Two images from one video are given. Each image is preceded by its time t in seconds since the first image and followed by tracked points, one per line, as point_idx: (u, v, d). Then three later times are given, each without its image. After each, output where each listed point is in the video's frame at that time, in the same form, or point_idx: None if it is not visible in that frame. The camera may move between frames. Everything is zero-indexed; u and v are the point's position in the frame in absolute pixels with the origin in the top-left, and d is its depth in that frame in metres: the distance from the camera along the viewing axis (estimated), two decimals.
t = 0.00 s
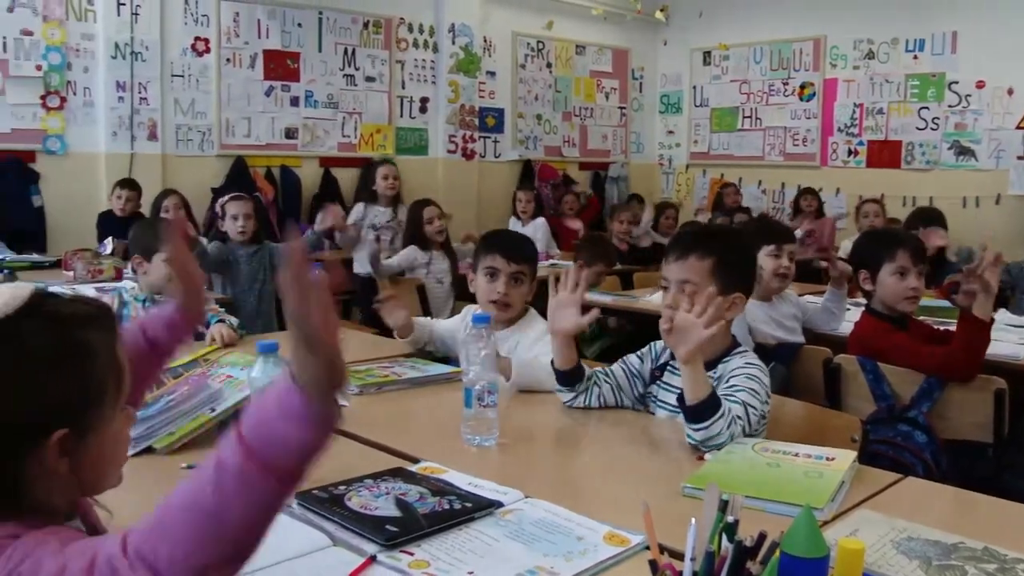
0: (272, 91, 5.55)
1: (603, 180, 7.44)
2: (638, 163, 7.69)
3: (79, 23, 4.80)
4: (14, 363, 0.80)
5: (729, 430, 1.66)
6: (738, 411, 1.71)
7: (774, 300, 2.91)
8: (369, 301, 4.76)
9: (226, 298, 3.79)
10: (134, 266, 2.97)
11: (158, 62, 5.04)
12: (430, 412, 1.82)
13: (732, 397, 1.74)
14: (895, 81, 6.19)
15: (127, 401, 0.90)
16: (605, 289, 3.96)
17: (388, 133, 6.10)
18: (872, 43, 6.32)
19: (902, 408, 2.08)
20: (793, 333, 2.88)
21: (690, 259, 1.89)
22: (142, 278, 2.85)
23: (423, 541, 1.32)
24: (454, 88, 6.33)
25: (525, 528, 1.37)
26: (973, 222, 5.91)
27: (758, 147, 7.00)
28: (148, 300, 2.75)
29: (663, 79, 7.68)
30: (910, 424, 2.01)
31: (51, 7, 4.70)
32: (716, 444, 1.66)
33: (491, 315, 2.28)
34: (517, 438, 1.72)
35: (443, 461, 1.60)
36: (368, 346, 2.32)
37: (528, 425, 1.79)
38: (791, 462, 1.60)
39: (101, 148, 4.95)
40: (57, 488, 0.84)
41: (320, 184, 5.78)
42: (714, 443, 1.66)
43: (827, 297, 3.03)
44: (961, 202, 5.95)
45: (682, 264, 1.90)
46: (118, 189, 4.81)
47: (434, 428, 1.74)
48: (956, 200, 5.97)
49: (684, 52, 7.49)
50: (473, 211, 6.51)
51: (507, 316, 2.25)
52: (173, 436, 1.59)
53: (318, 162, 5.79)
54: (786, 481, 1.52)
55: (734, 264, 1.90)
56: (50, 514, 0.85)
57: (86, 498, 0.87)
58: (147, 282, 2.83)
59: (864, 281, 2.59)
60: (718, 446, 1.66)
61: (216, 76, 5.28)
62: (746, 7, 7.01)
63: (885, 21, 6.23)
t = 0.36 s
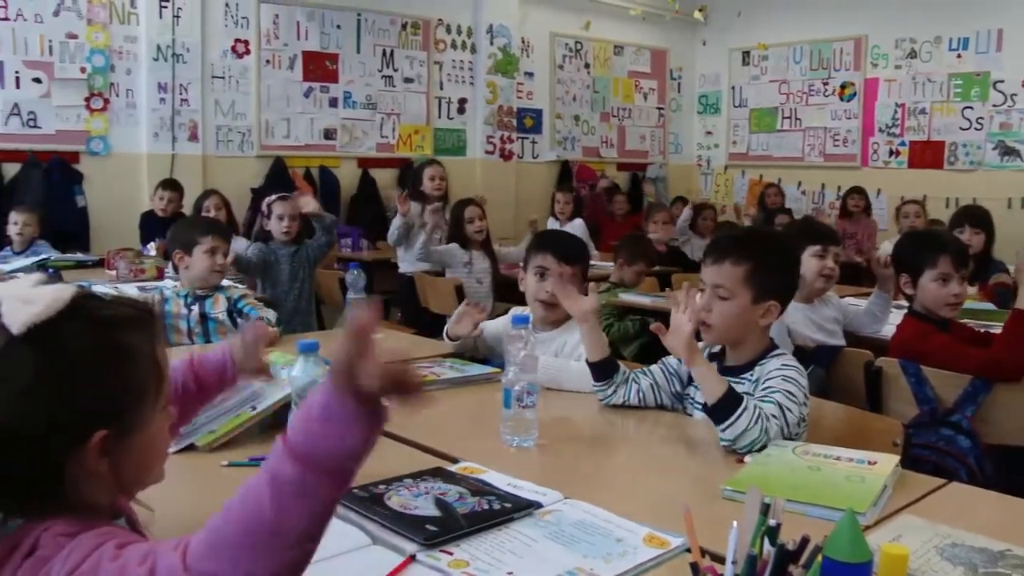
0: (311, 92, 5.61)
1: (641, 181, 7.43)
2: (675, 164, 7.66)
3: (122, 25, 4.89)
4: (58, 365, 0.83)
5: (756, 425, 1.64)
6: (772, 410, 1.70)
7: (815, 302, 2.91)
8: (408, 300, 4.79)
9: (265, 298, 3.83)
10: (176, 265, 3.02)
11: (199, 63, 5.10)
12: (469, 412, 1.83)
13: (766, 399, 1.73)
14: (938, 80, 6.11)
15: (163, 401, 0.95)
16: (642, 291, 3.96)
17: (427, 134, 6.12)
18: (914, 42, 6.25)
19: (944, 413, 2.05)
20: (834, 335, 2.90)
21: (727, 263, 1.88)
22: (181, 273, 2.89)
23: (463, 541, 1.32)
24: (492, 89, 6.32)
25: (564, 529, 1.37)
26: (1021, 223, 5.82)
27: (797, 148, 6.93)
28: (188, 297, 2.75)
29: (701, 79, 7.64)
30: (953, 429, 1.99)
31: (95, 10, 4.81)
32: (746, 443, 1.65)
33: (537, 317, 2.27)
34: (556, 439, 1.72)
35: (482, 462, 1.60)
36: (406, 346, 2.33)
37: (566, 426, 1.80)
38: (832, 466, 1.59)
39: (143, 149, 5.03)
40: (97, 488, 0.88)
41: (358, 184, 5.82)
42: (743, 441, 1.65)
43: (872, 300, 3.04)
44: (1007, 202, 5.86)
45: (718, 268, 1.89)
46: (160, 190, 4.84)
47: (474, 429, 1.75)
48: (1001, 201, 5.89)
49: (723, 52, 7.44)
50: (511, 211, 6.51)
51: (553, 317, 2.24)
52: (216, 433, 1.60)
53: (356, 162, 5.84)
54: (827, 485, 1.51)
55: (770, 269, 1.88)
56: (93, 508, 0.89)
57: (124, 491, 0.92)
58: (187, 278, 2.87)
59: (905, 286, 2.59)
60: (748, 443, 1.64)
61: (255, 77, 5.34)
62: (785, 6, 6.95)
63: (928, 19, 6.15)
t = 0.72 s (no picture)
0: (356, 93, 5.65)
1: (684, 182, 7.39)
2: (719, 165, 7.61)
3: (170, 28, 4.98)
4: (121, 372, 0.85)
5: (748, 415, 1.67)
6: (776, 403, 1.71)
7: (858, 303, 2.90)
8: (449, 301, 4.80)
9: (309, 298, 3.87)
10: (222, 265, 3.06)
11: (245, 65, 5.16)
12: (512, 413, 1.84)
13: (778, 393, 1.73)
14: (989, 79, 5.99)
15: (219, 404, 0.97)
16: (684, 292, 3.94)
17: (470, 135, 6.14)
18: (965, 40, 6.12)
19: (995, 417, 2.01)
20: (880, 338, 2.87)
21: (767, 264, 1.85)
22: (224, 268, 2.93)
23: (505, 541, 1.33)
24: (536, 89, 6.32)
25: (608, 531, 1.36)
26: None
27: (843, 148, 6.85)
28: (237, 293, 2.83)
29: (746, 79, 7.57)
30: (1004, 435, 1.95)
31: (144, 14, 4.90)
32: (741, 434, 1.68)
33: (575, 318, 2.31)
34: (599, 441, 1.72)
35: (525, 462, 1.60)
36: (449, 346, 2.34)
37: (608, 427, 1.80)
38: (879, 471, 1.57)
39: (190, 149, 5.10)
40: (156, 493, 0.90)
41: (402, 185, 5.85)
42: (738, 433, 1.68)
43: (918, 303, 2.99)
44: None
45: (760, 270, 1.86)
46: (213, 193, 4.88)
47: (516, 429, 1.76)
48: None
49: (768, 52, 7.37)
50: (553, 212, 6.50)
51: (588, 320, 2.28)
52: (259, 431, 1.62)
53: (400, 163, 5.87)
54: (873, 490, 1.49)
55: (811, 270, 1.84)
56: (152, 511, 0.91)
57: (183, 494, 0.94)
58: (231, 274, 2.92)
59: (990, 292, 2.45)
60: (740, 433, 1.67)
61: (300, 79, 5.40)
62: (832, 5, 6.86)
63: (979, 15, 6.03)
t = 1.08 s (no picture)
0: (385, 93, 5.67)
1: (713, 182, 7.37)
2: (749, 166, 7.57)
3: (202, 29, 5.04)
4: (159, 369, 0.87)
5: (786, 420, 1.66)
6: (813, 407, 1.69)
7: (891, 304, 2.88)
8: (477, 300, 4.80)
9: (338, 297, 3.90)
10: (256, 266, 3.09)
11: (275, 66, 5.20)
12: (541, 413, 1.84)
13: (814, 396, 1.72)
14: None
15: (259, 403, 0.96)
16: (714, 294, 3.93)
17: (499, 135, 6.14)
18: (1000, 39, 6.04)
19: None
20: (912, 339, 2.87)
21: (798, 267, 1.84)
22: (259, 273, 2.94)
23: (535, 541, 1.33)
24: (564, 89, 6.32)
25: (638, 532, 1.36)
26: None
27: (874, 148, 6.79)
28: (275, 297, 2.89)
29: (776, 79, 7.53)
30: None
31: (176, 15, 4.96)
32: (779, 439, 1.66)
33: (608, 321, 2.30)
34: (628, 441, 1.72)
35: (555, 463, 1.60)
36: (478, 346, 2.35)
37: (638, 428, 1.80)
38: (912, 474, 1.55)
39: (220, 149, 5.15)
40: (196, 490, 0.91)
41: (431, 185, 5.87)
42: (775, 437, 1.67)
43: (946, 301, 2.96)
44: None
45: (790, 273, 1.85)
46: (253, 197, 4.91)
47: (547, 430, 1.76)
48: None
49: (798, 52, 7.32)
50: (583, 212, 6.50)
51: (624, 322, 2.27)
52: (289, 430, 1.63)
53: (429, 164, 5.89)
54: (905, 493, 1.48)
55: (844, 271, 1.82)
56: (190, 509, 0.92)
57: (223, 490, 0.95)
58: (266, 280, 2.93)
59: None
60: (777, 438, 1.66)
61: (330, 79, 5.43)
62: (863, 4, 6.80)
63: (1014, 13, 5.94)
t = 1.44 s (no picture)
0: (416, 94, 5.69)
1: (745, 183, 7.34)
2: (782, 166, 7.53)
3: (233, 31, 5.08)
4: (182, 363, 0.86)
5: (819, 422, 1.65)
6: (848, 412, 1.68)
7: (925, 306, 2.87)
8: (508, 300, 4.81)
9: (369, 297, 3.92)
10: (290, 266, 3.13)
11: (306, 67, 5.24)
12: (572, 414, 1.84)
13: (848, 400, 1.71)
14: None
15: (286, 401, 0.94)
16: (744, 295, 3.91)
17: (529, 135, 6.14)
18: None
19: None
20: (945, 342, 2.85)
21: (824, 269, 1.83)
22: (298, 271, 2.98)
23: (566, 542, 1.33)
24: (595, 90, 6.30)
25: (669, 533, 1.35)
26: None
27: (907, 148, 6.72)
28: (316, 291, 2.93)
29: (808, 79, 7.48)
30: None
31: (208, 18, 5.01)
32: (812, 441, 1.65)
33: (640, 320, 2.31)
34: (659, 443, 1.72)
35: (585, 464, 1.61)
36: (509, 347, 2.36)
37: (669, 430, 1.79)
38: (947, 478, 1.54)
39: (253, 150, 5.20)
40: (222, 484, 0.89)
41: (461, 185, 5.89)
42: (808, 439, 1.66)
43: (983, 305, 2.94)
44: None
45: (816, 276, 1.84)
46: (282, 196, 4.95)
47: (577, 431, 1.76)
48: None
49: (831, 52, 7.26)
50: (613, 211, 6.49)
51: (656, 322, 2.27)
52: (321, 429, 1.64)
53: (460, 164, 5.90)
54: (940, 497, 1.46)
55: (872, 272, 1.80)
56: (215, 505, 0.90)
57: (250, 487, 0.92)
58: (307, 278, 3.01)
59: None
60: (809, 441, 1.65)
61: (361, 80, 5.46)
62: (897, 2, 6.73)
63: None
